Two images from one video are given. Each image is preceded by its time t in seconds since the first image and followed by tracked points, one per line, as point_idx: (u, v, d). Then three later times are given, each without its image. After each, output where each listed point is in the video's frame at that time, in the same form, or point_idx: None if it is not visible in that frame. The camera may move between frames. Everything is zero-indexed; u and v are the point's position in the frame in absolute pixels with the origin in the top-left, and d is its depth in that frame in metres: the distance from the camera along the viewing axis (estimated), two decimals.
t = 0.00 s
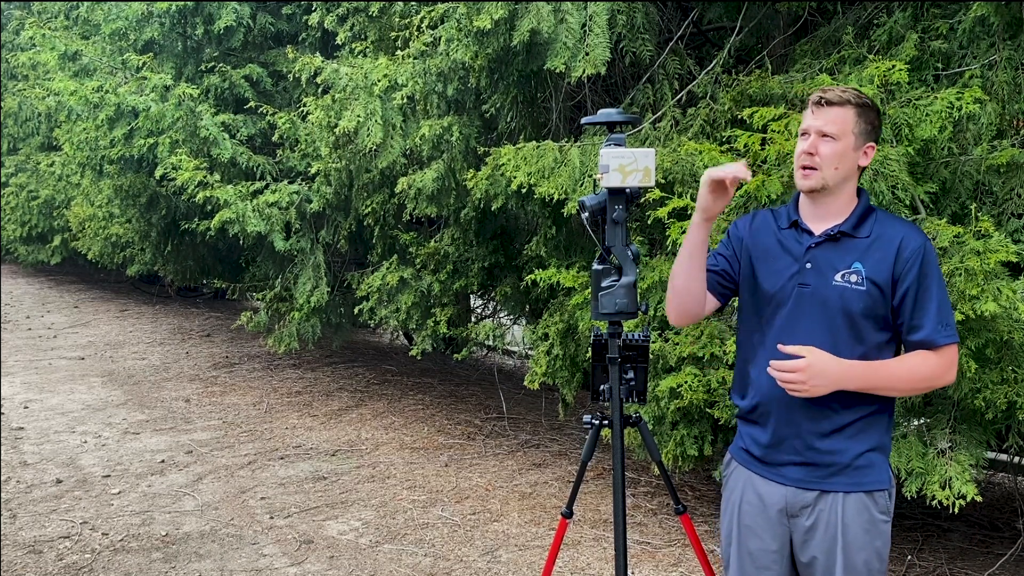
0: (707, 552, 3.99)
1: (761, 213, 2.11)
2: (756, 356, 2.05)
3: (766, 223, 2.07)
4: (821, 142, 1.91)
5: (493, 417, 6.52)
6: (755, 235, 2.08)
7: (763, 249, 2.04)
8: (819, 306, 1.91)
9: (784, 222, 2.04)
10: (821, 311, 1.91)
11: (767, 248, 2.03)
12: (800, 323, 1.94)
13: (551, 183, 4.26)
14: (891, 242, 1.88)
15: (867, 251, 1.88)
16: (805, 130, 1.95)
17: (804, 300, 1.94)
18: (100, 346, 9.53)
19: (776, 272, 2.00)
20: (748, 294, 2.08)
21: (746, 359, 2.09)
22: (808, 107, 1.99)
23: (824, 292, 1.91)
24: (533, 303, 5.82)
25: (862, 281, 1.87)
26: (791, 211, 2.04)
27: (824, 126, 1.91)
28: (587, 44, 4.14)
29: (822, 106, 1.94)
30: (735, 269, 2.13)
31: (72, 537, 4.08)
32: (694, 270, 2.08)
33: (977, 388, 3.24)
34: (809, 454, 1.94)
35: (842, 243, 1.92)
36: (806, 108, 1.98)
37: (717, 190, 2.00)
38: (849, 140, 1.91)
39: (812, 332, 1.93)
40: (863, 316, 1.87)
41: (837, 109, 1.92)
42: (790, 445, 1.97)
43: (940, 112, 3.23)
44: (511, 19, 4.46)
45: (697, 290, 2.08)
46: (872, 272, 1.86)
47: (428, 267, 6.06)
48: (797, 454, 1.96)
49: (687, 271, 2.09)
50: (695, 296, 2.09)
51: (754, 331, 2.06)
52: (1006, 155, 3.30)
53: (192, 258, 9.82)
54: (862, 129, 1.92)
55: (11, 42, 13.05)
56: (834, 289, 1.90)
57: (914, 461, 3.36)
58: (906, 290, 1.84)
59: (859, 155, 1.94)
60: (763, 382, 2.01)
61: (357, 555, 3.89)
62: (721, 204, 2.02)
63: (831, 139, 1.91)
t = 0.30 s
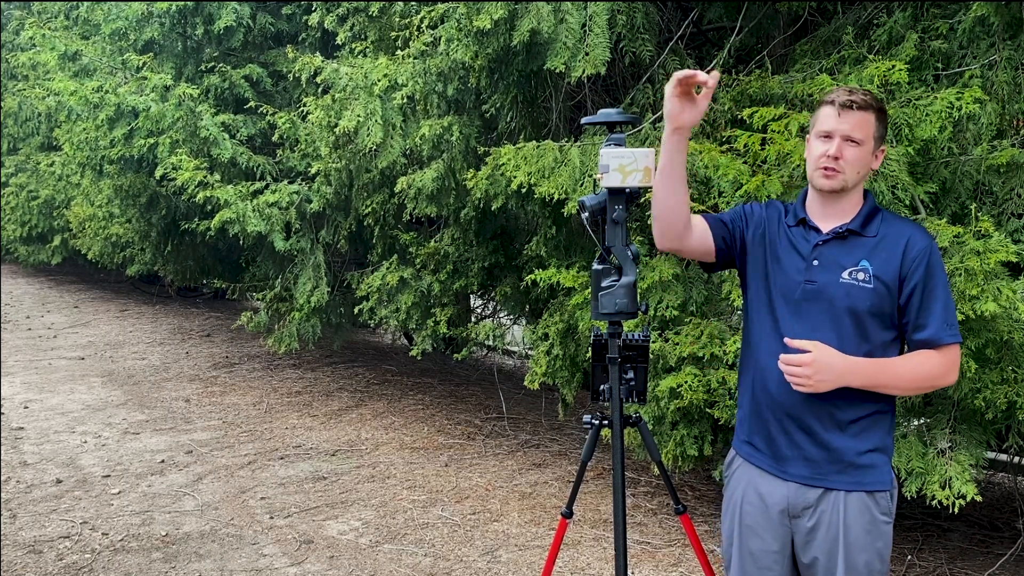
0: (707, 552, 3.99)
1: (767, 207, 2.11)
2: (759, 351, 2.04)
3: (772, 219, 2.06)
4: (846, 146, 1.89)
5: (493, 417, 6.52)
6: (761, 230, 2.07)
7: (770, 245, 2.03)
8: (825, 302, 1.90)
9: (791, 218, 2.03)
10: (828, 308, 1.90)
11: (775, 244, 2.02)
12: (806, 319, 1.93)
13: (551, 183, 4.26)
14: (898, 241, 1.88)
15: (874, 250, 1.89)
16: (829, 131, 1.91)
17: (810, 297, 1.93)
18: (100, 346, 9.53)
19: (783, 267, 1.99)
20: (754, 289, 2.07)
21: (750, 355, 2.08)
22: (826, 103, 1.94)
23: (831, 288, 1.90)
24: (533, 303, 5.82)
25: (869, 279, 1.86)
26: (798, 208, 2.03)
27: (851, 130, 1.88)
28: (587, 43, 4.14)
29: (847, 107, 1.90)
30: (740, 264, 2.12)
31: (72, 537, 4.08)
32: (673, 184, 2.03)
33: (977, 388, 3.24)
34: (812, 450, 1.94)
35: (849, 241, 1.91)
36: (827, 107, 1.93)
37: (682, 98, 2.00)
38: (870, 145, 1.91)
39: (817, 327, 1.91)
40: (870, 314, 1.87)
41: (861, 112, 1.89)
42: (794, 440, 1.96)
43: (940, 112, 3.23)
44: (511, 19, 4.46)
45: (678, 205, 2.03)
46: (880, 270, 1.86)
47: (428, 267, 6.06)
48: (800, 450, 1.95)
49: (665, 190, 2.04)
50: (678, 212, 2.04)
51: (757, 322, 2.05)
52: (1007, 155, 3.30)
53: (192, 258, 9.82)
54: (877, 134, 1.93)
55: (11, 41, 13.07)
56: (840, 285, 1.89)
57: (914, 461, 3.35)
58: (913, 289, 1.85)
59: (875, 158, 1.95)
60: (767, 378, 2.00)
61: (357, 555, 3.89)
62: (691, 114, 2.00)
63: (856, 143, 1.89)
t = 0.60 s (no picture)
0: (707, 552, 4.00)
1: (772, 205, 2.10)
2: (761, 348, 2.03)
3: (776, 217, 2.06)
4: (858, 149, 1.89)
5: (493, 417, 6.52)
6: (766, 227, 2.06)
7: (774, 242, 2.03)
8: (830, 301, 1.90)
9: (796, 217, 2.03)
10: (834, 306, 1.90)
11: (780, 242, 2.02)
12: (811, 317, 1.93)
13: (551, 183, 4.26)
14: (903, 242, 1.89)
15: (880, 250, 1.89)
16: (841, 133, 1.91)
17: (815, 295, 1.92)
18: (100, 347, 9.53)
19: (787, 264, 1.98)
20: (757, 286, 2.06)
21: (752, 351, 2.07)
22: (838, 105, 1.94)
23: (836, 287, 1.89)
24: (533, 303, 5.82)
25: (875, 278, 1.87)
26: (803, 207, 2.04)
27: (864, 133, 1.89)
28: (587, 43, 4.14)
29: (860, 110, 1.90)
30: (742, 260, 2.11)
31: (72, 537, 4.08)
32: (672, 169, 1.99)
33: (977, 388, 3.24)
34: (814, 448, 1.94)
35: (855, 240, 1.92)
36: (839, 108, 1.93)
37: (665, 78, 1.95)
38: (880, 148, 1.92)
39: (822, 326, 1.91)
40: (876, 314, 1.87)
41: (873, 115, 1.90)
42: (797, 439, 1.96)
43: (940, 112, 3.23)
44: (511, 19, 4.46)
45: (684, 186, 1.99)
46: (885, 270, 1.87)
47: (428, 267, 6.06)
48: (802, 448, 1.95)
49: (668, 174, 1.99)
50: (685, 194, 1.99)
51: (760, 320, 2.04)
52: (1007, 155, 3.30)
53: (192, 258, 9.82)
54: (886, 137, 1.94)
55: (11, 41, 13.07)
56: (846, 284, 1.89)
57: (914, 461, 3.35)
58: (917, 290, 1.86)
59: (882, 161, 1.96)
60: (770, 376, 2.00)
61: (357, 555, 3.89)
62: (679, 91, 1.95)
63: (868, 146, 1.90)
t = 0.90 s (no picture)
0: (707, 552, 4.00)
1: (773, 205, 2.10)
2: (762, 348, 2.03)
3: (777, 217, 2.06)
4: (860, 149, 1.89)
5: (493, 417, 6.52)
6: (766, 228, 2.06)
7: (776, 242, 2.03)
8: (832, 300, 1.90)
9: (798, 217, 2.03)
10: (834, 306, 1.90)
11: (781, 241, 2.02)
12: (811, 316, 1.93)
13: (550, 183, 4.25)
14: (904, 242, 1.89)
15: (882, 249, 1.89)
16: (843, 134, 1.91)
17: (816, 295, 1.92)
18: (100, 347, 9.53)
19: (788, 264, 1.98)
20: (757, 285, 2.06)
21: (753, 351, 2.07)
22: (841, 105, 1.94)
23: (838, 286, 1.89)
24: (533, 303, 5.82)
25: (876, 278, 1.86)
26: (804, 208, 2.04)
27: (865, 133, 1.89)
28: (587, 43, 4.14)
29: (861, 111, 1.90)
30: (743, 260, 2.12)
31: (72, 537, 4.08)
32: (670, 171, 1.99)
33: (976, 388, 3.24)
34: (814, 448, 1.93)
35: (856, 240, 1.92)
36: (840, 108, 1.93)
37: (666, 82, 1.95)
38: (881, 149, 1.91)
39: (823, 325, 1.91)
40: (877, 313, 1.87)
41: (876, 116, 1.89)
42: (797, 439, 1.95)
43: (940, 112, 3.23)
44: (511, 19, 4.46)
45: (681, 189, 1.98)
46: (887, 269, 1.86)
47: (428, 268, 6.05)
48: (802, 448, 1.95)
49: (665, 176, 1.99)
50: (681, 197, 1.99)
51: (762, 319, 2.04)
52: (1007, 155, 3.30)
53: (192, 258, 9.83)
54: (889, 138, 1.93)
55: (11, 41, 13.08)
56: (847, 284, 1.88)
57: (914, 461, 3.35)
58: (919, 289, 1.85)
59: (884, 161, 1.95)
60: (770, 376, 2.00)
61: (357, 555, 3.89)
62: (678, 95, 1.95)
63: (869, 147, 1.90)
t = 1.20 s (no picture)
0: (707, 552, 4.00)
1: (773, 204, 2.10)
2: (761, 347, 2.03)
3: (778, 216, 2.06)
4: (855, 147, 1.89)
5: (493, 417, 6.52)
6: (766, 227, 2.06)
7: (775, 241, 2.03)
8: (830, 298, 1.90)
9: (798, 216, 2.03)
10: (832, 305, 1.90)
11: (780, 240, 2.02)
12: (809, 315, 1.93)
13: (550, 183, 4.25)
14: (904, 241, 1.89)
15: (881, 248, 1.89)
16: (839, 131, 1.91)
17: (815, 293, 1.92)
18: (100, 346, 9.53)
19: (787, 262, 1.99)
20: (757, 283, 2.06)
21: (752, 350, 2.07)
22: (839, 104, 1.94)
23: (837, 285, 1.89)
24: (533, 303, 5.82)
25: (875, 276, 1.86)
26: (804, 207, 2.04)
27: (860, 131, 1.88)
28: (587, 43, 4.14)
29: (857, 108, 1.90)
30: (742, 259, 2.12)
31: (72, 537, 4.08)
32: (667, 170, 1.99)
33: (976, 388, 3.24)
34: (813, 447, 1.93)
35: (855, 239, 1.92)
36: (838, 107, 1.93)
37: (667, 81, 1.95)
38: (879, 147, 1.90)
39: (822, 324, 1.90)
40: (876, 312, 1.87)
41: (871, 113, 1.89)
42: (796, 438, 1.95)
43: (940, 112, 3.23)
44: (511, 19, 4.45)
45: (678, 188, 1.99)
46: (886, 269, 1.86)
47: (428, 267, 6.05)
48: (801, 447, 1.95)
49: (662, 174, 1.99)
50: (677, 196, 1.99)
51: (761, 318, 2.04)
52: (1006, 155, 3.30)
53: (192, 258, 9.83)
54: (887, 136, 1.92)
55: (12, 41, 13.09)
56: (846, 282, 1.88)
57: (914, 461, 3.35)
58: (918, 288, 1.85)
59: (883, 160, 1.94)
60: (769, 374, 2.00)
61: (357, 555, 3.89)
62: (679, 96, 1.95)
63: (865, 144, 1.89)
